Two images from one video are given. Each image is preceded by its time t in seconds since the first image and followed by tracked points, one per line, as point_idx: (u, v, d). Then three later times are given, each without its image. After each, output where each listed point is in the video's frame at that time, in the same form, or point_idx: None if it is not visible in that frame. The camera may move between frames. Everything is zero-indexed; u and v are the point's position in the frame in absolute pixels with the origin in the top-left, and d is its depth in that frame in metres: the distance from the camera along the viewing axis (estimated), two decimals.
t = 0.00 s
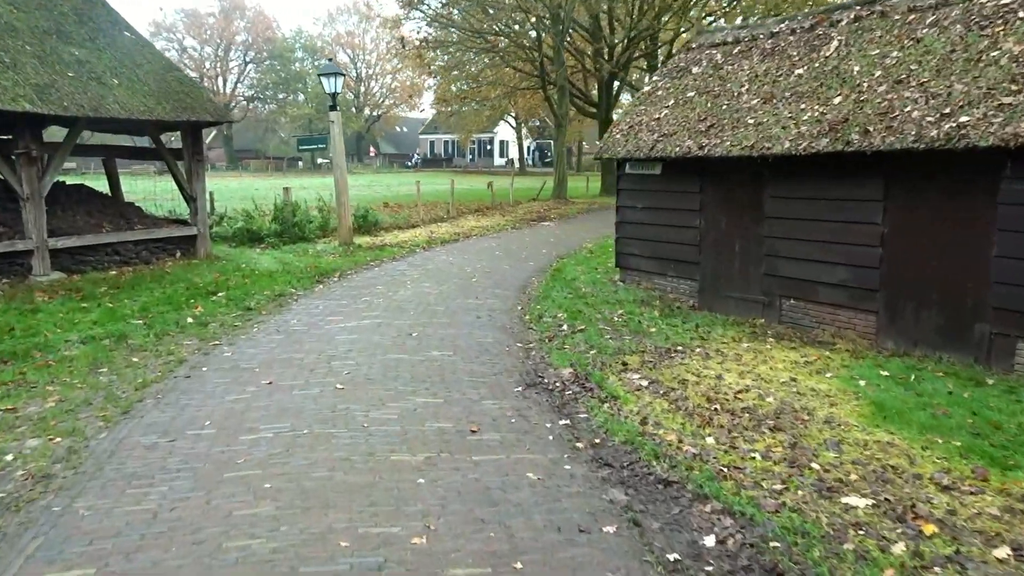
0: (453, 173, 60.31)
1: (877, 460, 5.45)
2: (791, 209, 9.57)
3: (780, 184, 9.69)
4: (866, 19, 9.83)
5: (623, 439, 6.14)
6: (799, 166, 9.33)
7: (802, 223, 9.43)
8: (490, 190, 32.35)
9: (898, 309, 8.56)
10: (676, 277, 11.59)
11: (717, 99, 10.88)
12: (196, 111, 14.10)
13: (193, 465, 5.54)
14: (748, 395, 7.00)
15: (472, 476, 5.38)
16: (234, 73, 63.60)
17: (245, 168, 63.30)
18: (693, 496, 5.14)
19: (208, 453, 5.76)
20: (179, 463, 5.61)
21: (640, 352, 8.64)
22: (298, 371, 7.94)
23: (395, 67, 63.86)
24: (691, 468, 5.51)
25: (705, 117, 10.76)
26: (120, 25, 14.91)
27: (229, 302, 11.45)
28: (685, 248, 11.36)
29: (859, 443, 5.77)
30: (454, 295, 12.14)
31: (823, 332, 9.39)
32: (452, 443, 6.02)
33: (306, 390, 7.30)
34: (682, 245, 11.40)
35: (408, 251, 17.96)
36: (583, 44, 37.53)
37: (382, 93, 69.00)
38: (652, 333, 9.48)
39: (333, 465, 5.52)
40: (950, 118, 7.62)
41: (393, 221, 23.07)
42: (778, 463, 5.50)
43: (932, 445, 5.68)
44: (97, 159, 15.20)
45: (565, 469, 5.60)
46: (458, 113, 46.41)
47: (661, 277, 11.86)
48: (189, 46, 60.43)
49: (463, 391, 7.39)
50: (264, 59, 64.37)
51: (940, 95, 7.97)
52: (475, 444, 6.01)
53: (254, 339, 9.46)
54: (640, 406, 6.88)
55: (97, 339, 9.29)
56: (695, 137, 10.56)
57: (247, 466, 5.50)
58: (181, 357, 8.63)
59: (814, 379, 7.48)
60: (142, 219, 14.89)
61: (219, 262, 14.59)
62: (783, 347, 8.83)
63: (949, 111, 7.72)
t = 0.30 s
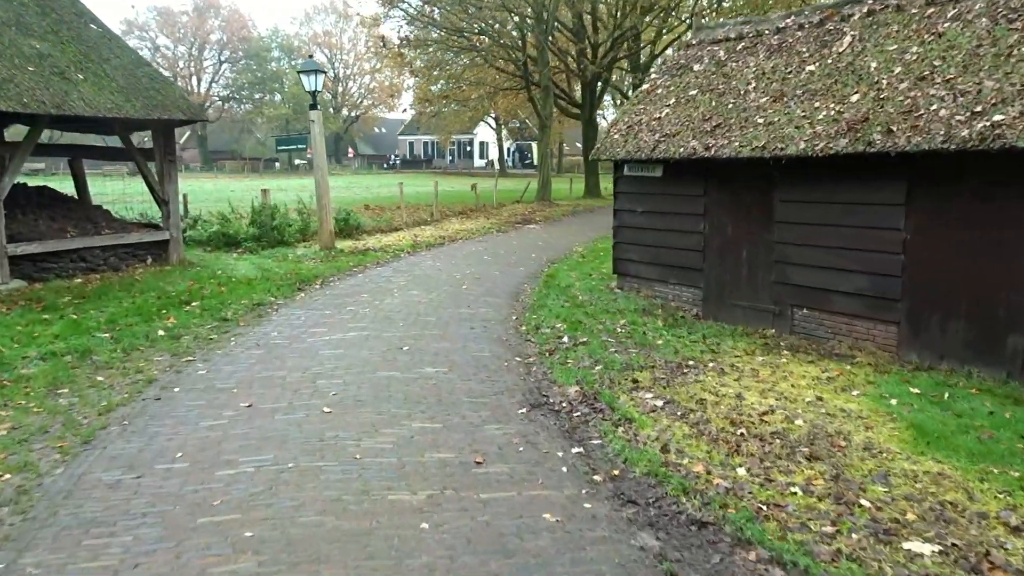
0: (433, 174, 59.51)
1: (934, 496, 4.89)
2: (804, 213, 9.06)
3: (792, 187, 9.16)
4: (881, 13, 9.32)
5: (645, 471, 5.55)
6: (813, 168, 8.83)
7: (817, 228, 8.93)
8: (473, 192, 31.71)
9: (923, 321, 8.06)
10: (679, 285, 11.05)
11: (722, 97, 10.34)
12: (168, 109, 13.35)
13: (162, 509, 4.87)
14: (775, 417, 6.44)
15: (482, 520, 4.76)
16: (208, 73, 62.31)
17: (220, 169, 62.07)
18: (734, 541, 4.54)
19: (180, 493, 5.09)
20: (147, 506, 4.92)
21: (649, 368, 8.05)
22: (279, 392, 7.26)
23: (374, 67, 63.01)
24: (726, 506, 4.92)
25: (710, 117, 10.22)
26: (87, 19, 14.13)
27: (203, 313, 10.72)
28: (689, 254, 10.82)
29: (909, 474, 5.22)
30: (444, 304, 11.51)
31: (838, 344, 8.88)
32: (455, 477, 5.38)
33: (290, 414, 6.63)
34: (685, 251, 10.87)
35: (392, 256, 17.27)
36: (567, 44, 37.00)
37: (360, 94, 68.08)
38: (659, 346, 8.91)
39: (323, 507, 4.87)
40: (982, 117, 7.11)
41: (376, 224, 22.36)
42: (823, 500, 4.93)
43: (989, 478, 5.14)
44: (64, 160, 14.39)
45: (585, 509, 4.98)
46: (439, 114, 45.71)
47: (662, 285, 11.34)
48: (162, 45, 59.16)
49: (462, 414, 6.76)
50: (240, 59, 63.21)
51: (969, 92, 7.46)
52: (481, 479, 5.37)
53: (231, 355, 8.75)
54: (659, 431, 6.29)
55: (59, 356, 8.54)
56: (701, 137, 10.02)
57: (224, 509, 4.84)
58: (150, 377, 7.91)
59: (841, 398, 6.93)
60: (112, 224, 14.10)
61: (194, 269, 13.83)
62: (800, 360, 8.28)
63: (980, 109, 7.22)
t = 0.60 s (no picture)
0: (406, 177, 58.62)
1: (996, 537, 4.39)
2: (813, 218, 8.60)
3: (801, 190, 8.69)
4: (891, 9, 8.89)
5: (669, 507, 4.98)
6: (823, 170, 8.37)
7: (827, 234, 8.47)
8: (450, 195, 31.05)
9: (942, 333, 7.62)
10: (677, 293, 10.54)
11: (722, 97, 9.86)
12: (132, 107, 12.56)
13: (122, 564, 4.20)
14: (801, 441, 5.91)
15: (494, 572, 4.15)
16: (175, 73, 60.66)
17: (188, 171, 60.51)
18: None
19: (142, 543, 4.42)
20: (104, 560, 4.25)
21: (655, 385, 7.51)
22: (255, 417, 6.59)
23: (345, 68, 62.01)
24: (767, 551, 4.36)
25: (710, 117, 9.73)
26: (44, 11, 13.29)
27: (170, 326, 9.98)
28: (687, 261, 10.31)
29: (963, 510, 4.72)
30: (429, 314, 10.88)
31: (850, 356, 8.42)
32: (458, 518, 4.77)
33: (267, 443, 5.97)
34: (683, 258, 10.36)
35: (369, 261, 16.59)
36: (543, 45, 36.50)
37: (331, 95, 67.01)
38: (662, 359, 8.36)
39: (311, 560, 4.23)
40: (1011, 117, 6.67)
41: (351, 228, 21.63)
42: (874, 541, 4.40)
43: None
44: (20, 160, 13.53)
45: (608, 555, 4.40)
46: (411, 116, 44.94)
47: (658, 293, 10.83)
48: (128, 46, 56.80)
49: (458, 440, 6.14)
50: (208, 59, 61.74)
51: (994, 91, 7.03)
52: (486, 520, 4.75)
53: (201, 373, 8.05)
54: (676, 459, 5.72)
55: (9, 375, 7.77)
56: (701, 138, 9.52)
57: (195, 563, 4.19)
58: (110, 399, 7.18)
59: (867, 419, 6.43)
60: (72, 230, 13.25)
61: (160, 277, 13.04)
62: (814, 375, 7.78)
63: (1008, 108, 6.78)
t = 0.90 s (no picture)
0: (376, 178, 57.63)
1: None
2: (823, 223, 8.11)
3: (810, 193, 8.20)
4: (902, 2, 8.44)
5: (703, 554, 4.41)
6: (835, 172, 7.89)
7: (838, 240, 7.99)
8: (423, 197, 30.34)
9: (966, 344, 7.15)
10: (674, 301, 10.01)
11: (723, 95, 9.35)
12: (91, 104, 11.73)
13: None
14: (834, 469, 5.37)
15: None
16: (138, 72, 58.93)
17: (152, 173, 58.84)
18: None
19: None
20: None
21: (663, 404, 6.95)
22: (226, 447, 5.91)
23: (314, 67, 60.82)
24: None
25: (710, 116, 9.21)
26: None
27: (131, 341, 9.22)
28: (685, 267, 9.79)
29: None
30: (411, 325, 10.23)
31: (865, 370, 7.94)
32: (464, 572, 4.15)
33: (241, 480, 5.29)
34: (681, 264, 9.84)
35: (344, 267, 15.86)
36: (517, 44, 35.89)
37: (299, 95, 65.74)
38: (666, 375, 7.81)
39: None
40: None
41: (323, 231, 20.85)
42: None
43: None
44: None
45: None
46: (382, 117, 44.06)
47: (654, 301, 10.31)
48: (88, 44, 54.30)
49: (456, 473, 5.52)
50: (172, 58, 60.10)
51: None
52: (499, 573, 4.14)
53: (166, 394, 7.33)
54: (701, 493, 5.16)
55: None
56: (702, 138, 9.00)
57: None
58: (64, 427, 6.44)
59: (899, 442, 5.93)
60: (25, 236, 12.36)
61: (121, 286, 12.21)
62: (831, 391, 7.28)
63: None
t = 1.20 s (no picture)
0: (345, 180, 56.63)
1: None
2: (836, 228, 7.65)
3: (821, 196, 7.74)
4: None
5: None
6: (850, 174, 7.43)
7: (852, 246, 7.55)
8: (396, 200, 29.65)
9: (994, 357, 6.71)
10: (673, 310, 9.51)
11: (725, 93, 8.87)
12: (44, 101, 10.90)
13: None
14: (878, 502, 4.87)
15: None
16: (98, 72, 57.26)
17: (113, 175, 57.19)
18: None
19: None
20: None
21: (676, 426, 6.41)
22: (197, 486, 5.25)
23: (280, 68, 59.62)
24: None
25: (711, 115, 8.72)
26: None
27: (89, 359, 8.47)
28: (685, 274, 9.29)
29: None
30: (394, 338, 9.60)
31: (882, 384, 7.49)
32: None
33: (216, 527, 4.65)
34: (680, 271, 9.34)
35: (317, 273, 15.15)
36: (489, 44, 35.31)
37: (265, 96, 64.44)
38: (673, 392, 7.29)
39: None
40: None
41: (294, 235, 20.07)
42: None
43: None
44: None
45: None
46: (352, 118, 43.19)
47: (650, 310, 9.81)
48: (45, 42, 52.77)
49: (459, 513, 4.93)
50: (133, 57, 58.49)
51: None
52: None
53: (128, 422, 6.61)
54: (736, 533, 4.62)
55: None
56: (704, 138, 8.50)
57: None
58: (12, 463, 5.70)
59: (939, 468, 5.45)
60: None
61: (79, 297, 11.39)
62: (852, 408, 6.81)
63: None
